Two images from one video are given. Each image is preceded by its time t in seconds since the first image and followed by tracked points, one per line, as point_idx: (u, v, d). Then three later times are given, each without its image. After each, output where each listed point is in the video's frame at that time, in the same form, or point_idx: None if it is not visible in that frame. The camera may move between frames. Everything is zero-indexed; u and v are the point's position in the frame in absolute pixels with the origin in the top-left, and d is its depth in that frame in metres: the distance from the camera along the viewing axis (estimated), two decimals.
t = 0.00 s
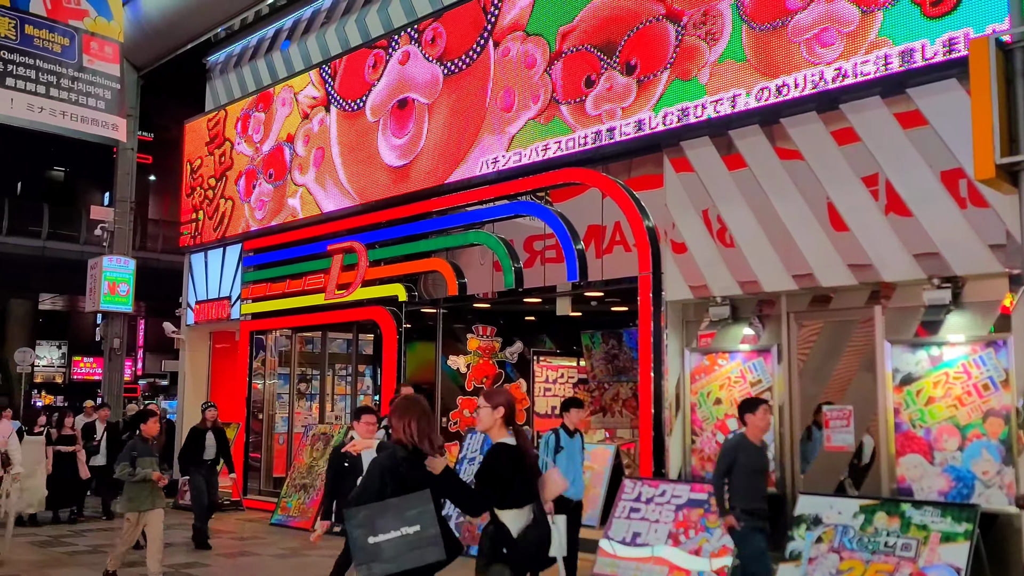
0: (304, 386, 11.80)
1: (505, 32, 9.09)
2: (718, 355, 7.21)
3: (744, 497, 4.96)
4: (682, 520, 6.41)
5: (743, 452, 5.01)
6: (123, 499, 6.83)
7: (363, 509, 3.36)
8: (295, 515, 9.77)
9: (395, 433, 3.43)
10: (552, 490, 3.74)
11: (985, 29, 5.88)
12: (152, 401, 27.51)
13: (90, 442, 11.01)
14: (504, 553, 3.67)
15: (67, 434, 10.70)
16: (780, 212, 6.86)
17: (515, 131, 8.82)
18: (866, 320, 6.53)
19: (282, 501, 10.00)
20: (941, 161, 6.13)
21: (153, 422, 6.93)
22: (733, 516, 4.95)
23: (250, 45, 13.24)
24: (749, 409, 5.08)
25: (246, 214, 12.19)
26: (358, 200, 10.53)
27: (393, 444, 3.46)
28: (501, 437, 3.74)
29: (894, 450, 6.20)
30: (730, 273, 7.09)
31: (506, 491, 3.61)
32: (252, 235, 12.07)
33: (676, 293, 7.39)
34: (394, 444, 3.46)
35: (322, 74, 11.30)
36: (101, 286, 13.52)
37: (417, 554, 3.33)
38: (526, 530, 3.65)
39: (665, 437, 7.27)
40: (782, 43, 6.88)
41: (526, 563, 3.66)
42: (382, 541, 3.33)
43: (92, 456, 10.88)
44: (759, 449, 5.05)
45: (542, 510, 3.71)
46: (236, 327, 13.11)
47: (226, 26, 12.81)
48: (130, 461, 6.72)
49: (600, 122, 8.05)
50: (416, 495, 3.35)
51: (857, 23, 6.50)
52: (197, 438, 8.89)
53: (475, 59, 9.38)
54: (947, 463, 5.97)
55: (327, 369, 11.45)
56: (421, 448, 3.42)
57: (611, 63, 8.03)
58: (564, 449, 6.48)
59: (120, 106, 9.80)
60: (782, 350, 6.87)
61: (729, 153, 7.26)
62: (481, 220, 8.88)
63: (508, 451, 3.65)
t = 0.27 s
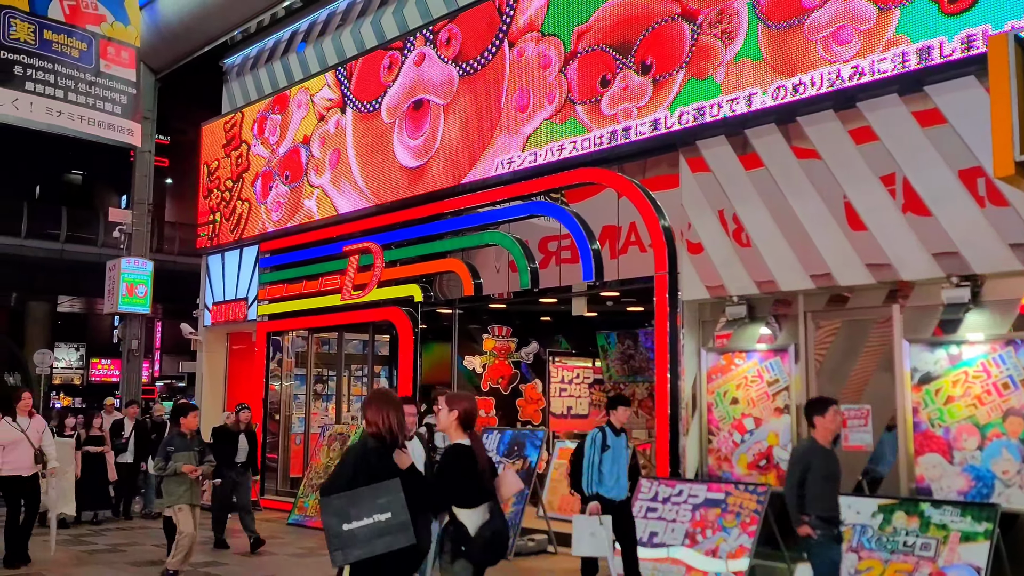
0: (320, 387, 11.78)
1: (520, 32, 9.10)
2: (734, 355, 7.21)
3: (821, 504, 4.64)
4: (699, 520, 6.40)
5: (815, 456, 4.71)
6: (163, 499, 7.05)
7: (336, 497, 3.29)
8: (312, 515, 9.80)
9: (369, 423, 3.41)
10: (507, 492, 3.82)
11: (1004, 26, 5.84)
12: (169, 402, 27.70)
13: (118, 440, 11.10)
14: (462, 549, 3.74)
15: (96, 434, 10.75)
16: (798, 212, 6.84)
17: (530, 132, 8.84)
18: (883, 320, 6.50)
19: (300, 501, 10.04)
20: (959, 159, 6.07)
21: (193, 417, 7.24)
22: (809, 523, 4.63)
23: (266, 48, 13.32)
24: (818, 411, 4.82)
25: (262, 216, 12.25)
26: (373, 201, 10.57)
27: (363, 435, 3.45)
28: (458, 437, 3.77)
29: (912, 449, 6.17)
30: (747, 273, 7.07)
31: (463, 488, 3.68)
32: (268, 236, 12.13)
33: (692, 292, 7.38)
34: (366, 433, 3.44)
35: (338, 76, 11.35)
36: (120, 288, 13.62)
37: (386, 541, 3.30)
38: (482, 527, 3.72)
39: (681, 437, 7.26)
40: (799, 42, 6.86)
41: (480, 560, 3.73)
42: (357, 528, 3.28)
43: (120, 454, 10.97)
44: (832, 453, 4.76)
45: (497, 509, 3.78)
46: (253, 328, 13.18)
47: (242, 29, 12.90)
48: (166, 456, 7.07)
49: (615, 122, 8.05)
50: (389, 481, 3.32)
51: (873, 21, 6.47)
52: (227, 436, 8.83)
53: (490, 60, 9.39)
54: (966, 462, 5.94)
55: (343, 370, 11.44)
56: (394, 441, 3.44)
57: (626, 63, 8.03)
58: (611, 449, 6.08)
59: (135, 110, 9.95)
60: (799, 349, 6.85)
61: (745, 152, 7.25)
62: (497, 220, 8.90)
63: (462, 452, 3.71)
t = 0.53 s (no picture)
0: (329, 387, 11.80)
1: (527, 33, 9.13)
2: (742, 354, 7.21)
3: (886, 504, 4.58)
4: (707, 519, 6.42)
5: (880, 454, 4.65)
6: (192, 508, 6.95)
7: (306, 493, 3.66)
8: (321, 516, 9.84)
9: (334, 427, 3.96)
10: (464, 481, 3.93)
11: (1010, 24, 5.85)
12: (180, 404, 27.81)
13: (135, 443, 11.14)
14: (415, 536, 3.78)
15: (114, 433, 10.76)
16: (806, 212, 6.82)
17: (538, 133, 8.86)
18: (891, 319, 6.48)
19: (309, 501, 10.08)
20: (967, 159, 6.06)
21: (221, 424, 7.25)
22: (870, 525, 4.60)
23: (275, 51, 13.40)
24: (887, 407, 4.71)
25: (271, 217, 12.31)
26: (382, 202, 10.61)
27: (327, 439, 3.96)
28: (415, 428, 3.94)
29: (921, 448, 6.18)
30: (755, 273, 7.08)
31: (417, 477, 3.81)
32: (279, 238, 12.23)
33: (700, 292, 7.42)
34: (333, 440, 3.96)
35: (347, 78, 11.40)
36: (130, 289, 13.70)
37: (358, 527, 3.69)
38: (437, 512, 3.81)
39: (690, 436, 7.29)
40: (806, 42, 6.93)
41: (437, 547, 3.79)
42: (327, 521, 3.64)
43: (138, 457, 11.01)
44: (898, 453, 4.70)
45: (454, 497, 3.89)
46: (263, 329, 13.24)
47: (252, 32, 12.97)
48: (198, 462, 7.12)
49: (624, 123, 8.11)
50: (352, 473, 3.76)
51: (880, 21, 6.52)
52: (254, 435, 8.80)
53: (497, 61, 9.42)
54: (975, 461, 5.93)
55: (352, 370, 11.50)
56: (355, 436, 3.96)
57: (636, 64, 8.11)
58: (655, 450, 5.91)
59: (143, 115, 9.99)
60: (807, 348, 6.87)
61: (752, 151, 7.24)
62: (504, 221, 8.93)
63: (418, 441, 3.87)
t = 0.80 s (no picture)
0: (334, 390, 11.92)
1: (528, 37, 9.15)
2: (743, 357, 7.26)
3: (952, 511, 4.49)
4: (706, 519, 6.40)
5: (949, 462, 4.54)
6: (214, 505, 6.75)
7: (264, 488, 4.22)
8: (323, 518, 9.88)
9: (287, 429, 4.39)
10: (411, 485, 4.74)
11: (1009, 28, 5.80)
12: (185, 406, 27.90)
13: (149, 446, 11.21)
14: (360, 536, 4.49)
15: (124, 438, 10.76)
16: (806, 216, 6.82)
17: (539, 137, 8.89)
18: (891, 321, 6.52)
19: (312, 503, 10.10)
20: (966, 162, 6.13)
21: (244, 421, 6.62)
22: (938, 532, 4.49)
23: (278, 55, 13.45)
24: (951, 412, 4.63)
25: (275, 221, 12.35)
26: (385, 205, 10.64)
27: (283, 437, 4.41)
28: (367, 438, 4.59)
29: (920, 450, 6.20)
30: (755, 276, 7.08)
31: (369, 484, 4.48)
32: (281, 240, 12.24)
33: (701, 295, 7.40)
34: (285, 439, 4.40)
35: (350, 82, 11.45)
36: (135, 292, 13.75)
37: (311, 521, 4.21)
38: (384, 515, 4.49)
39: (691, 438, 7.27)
40: (804, 44, 6.84)
41: (382, 543, 4.48)
42: (282, 512, 4.18)
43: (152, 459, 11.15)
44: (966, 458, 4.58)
45: (399, 500, 4.59)
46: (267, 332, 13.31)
47: (255, 36, 13.01)
48: (222, 460, 6.61)
49: (623, 126, 8.08)
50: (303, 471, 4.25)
51: (880, 24, 6.43)
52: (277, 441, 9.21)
53: (499, 65, 9.45)
54: (972, 463, 5.97)
55: (355, 373, 11.54)
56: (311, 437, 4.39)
57: (634, 67, 8.08)
58: (685, 451, 5.64)
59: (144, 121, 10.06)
60: (807, 351, 6.91)
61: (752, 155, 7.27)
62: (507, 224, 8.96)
63: (370, 450, 4.53)
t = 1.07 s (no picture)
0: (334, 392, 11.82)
1: (527, 41, 9.20)
2: (740, 359, 7.30)
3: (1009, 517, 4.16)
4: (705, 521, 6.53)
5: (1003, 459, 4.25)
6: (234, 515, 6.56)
7: (216, 492, 4.48)
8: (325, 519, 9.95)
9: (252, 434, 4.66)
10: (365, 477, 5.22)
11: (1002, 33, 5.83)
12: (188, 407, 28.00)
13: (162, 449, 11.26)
14: (321, 526, 5.02)
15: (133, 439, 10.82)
16: (803, 218, 6.87)
17: (538, 140, 8.94)
18: (888, 322, 6.55)
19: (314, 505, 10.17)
20: (960, 164, 6.12)
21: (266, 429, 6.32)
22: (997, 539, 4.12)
23: (280, 57, 13.52)
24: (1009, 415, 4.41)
25: (276, 223, 12.41)
26: (385, 208, 10.70)
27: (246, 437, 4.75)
28: (325, 434, 5.01)
29: (917, 452, 6.24)
30: (753, 279, 7.14)
31: (326, 479, 4.93)
32: (283, 243, 12.30)
33: (699, 297, 7.45)
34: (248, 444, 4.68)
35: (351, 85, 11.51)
36: (137, 295, 13.82)
37: (256, 527, 4.44)
38: (340, 508, 5.00)
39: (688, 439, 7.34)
40: (799, 49, 6.89)
41: (338, 533, 5.03)
42: (230, 516, 4.44)
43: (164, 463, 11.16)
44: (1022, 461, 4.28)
45: (354, 493, 5.08)
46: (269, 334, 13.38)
47: (256, 39, 13.08)
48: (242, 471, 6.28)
49: (621, 129, 8.13)
50: (258, 479, 4.48)
51: (874, 28, 6.47)
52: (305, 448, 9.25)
53: (498, 68, 9.49)
54: (967, 465, 6.01)
55: (356, 375, 11.48)
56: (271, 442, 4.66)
57: (631, 71, 8.11)
58: (714, 459, 6.13)
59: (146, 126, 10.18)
60: (804, 353, 6.95)
61: (749, 158, 7.32)
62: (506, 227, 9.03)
63: (326, 446, 4.95)
